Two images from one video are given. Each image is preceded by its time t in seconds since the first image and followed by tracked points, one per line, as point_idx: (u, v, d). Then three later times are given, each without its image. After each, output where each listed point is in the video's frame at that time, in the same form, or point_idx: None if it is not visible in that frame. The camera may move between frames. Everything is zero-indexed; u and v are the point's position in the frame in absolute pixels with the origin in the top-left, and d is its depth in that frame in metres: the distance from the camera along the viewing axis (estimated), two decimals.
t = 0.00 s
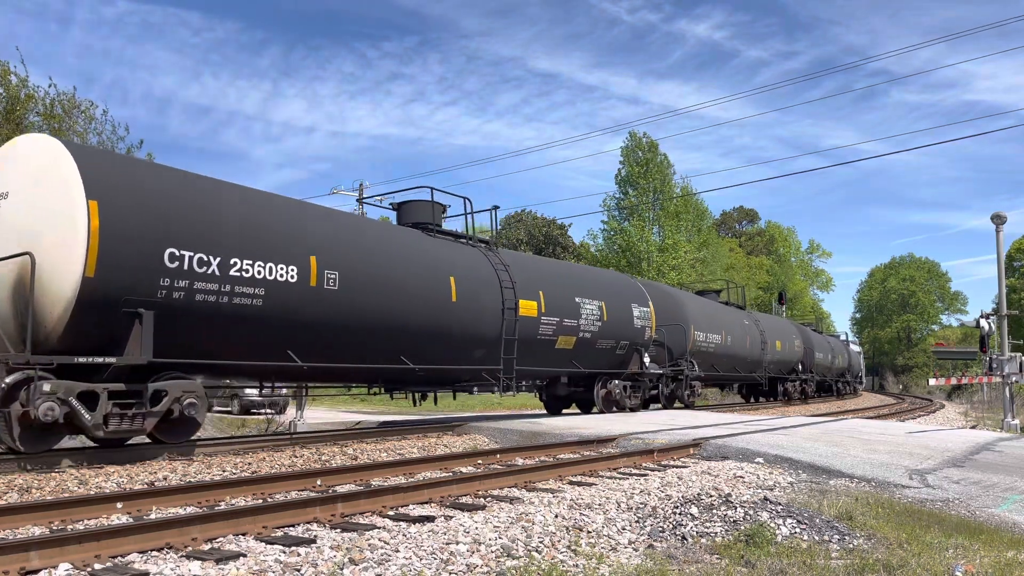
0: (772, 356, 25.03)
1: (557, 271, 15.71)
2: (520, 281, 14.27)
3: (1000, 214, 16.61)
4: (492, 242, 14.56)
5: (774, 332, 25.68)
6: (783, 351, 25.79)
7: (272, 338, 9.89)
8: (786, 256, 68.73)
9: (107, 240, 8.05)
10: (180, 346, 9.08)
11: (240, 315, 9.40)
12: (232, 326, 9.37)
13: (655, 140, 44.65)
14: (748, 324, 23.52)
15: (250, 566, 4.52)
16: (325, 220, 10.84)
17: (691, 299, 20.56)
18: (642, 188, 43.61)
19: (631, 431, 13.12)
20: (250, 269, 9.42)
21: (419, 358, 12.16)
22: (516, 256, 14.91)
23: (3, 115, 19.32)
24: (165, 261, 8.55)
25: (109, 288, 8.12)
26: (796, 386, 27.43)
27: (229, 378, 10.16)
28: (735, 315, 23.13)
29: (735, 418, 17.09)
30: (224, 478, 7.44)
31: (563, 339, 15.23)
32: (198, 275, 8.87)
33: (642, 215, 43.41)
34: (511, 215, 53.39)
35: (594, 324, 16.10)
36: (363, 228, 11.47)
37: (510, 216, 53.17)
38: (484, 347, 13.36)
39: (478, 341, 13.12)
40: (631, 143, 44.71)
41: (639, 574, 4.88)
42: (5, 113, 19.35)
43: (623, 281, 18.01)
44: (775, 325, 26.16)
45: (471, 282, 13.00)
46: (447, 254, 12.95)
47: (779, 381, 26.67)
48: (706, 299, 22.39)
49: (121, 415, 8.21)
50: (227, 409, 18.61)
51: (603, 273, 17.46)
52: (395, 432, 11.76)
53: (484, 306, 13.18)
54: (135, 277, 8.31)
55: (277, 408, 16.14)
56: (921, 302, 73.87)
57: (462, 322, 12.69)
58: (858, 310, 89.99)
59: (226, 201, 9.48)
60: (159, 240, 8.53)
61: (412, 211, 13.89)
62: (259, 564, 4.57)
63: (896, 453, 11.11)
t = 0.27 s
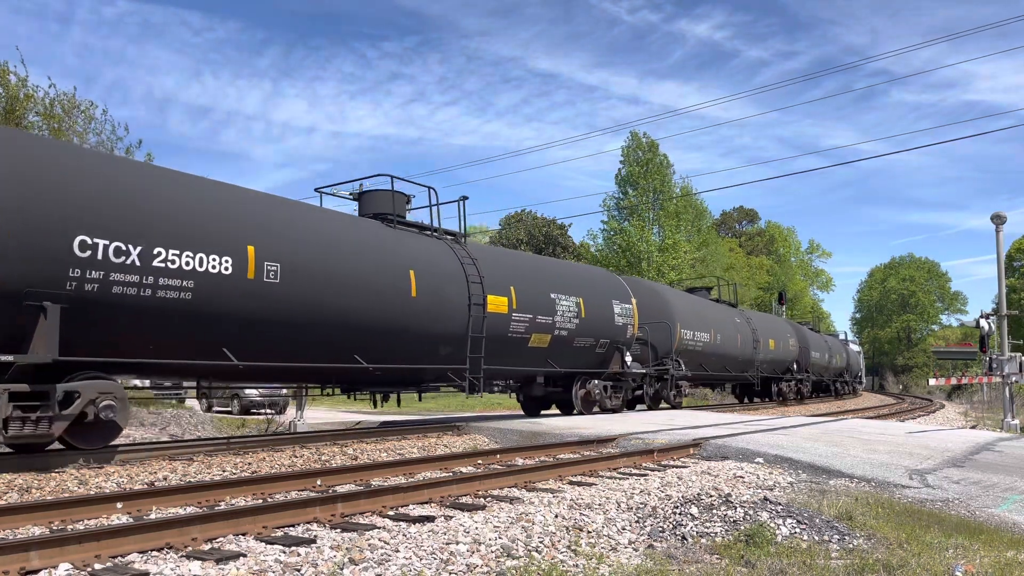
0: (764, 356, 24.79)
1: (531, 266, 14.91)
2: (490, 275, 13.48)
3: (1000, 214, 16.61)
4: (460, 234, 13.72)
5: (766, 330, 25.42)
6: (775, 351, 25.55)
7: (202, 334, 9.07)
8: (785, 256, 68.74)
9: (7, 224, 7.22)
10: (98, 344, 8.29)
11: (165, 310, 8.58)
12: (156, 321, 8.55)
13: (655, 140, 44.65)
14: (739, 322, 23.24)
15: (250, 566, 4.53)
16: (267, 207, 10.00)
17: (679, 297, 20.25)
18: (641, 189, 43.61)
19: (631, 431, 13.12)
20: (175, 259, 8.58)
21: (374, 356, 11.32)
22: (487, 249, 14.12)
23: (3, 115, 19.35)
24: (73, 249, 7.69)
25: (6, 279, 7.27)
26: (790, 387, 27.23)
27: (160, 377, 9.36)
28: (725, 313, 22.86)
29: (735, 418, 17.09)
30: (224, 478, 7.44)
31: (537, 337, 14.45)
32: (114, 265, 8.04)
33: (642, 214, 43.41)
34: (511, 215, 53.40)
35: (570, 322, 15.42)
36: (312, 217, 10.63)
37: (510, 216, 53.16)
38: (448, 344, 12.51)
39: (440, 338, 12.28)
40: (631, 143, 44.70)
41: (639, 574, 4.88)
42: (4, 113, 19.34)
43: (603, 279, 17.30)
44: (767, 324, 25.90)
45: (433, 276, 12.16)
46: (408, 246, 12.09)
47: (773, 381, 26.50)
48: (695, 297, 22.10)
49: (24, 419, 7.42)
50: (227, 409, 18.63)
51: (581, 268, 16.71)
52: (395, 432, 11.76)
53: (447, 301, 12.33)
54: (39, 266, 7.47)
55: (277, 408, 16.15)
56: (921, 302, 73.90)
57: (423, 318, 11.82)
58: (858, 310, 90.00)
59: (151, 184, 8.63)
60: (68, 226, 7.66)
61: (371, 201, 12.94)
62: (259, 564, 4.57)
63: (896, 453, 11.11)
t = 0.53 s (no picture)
0: (757, 355, 24.47)
1: (503, 261, 14.24)
2: (456, 268, 12.81)
3: (1000, 214, 16.61)
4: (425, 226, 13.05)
5: (759, 329, 25.11)
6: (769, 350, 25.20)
7: (123, 330, 8.41)
8: (786, 256, 68.75)
9: None
10: (6, 339, 7.69)
11: (77, 305, 7.92)
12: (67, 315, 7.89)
13: (655, 140, 44.63)
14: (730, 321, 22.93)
15: (250, 566, 4.52)
16: (201, 194, 9.33)
17: (667, 294, 19.94)
18: (641, 189, 43.62)
19: (631, 431, 13.12)
20: (89, 248, 7.93)
21: (323, 354, 10.64)
22: (454, 243, 13.46)
23: (2, 115, 19.35)
24: None
25: None
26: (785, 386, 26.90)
27: (84, 376, 8.78)
28: (716, 312, 22.55)
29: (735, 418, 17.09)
30: (224, 478, 7.44)
31: (507, 335, 13.80)
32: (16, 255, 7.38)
33: (642, 215, 43.40)
34: (511, 215, 53.42)
35: (545, 319, 14.76)
36: (252, 205, 9.96)
37: (510, 216, 53.17)
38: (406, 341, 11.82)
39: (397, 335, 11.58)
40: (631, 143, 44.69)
41: (639, 574, 4.88)
42: (5, 113, 19.34)
43: (582, 273, 16.67)
44: (761, 322, 25.58)
45: (390, 269, 11.46)
46: (362, 237, 11.38)
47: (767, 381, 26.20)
48: (685, 294, 21.81)
49: None
50: (226, 409, 18.63)
51: (558, 264, 16.05)
52: (395, 432, 11.76)
53: (405, 295, 11.63)
54: None
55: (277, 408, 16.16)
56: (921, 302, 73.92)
57: (378, 314, 11.12)
58: (858, 310, 90.01)
59: (63, 168, 7.96)
60: None
61: (327, 190, 12.22)
62: (259, 564, 4.57)
63: (896, 453, 11.11)
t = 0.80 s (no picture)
0: (748, 354, 24.09)
1: (472, 255, 13.55)
2: (418, 261, 12.13)
3: (1000, 214, 16.61)
4: (386, 216, 12.37)
5: (750, 327, 24.71)
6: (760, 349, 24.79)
7: (33, 325, 7.80)
8: (786, 256, 68.77)
9: None
10: None
11: None
12: None
13: (654, 140, 44.63)
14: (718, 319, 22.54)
15: (250, 566, 4.52)
16: (126, 179, 8.66)
17: (653, 291, 19.55)
18: (641, 189, 43.63)
19: (631, 431, 13.12)
20: None
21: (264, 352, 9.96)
22: (419, 234, 12.79)
23: (2, 115, 19.34)
24: None
25: None
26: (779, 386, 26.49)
27: None
28: (704, 310, 22.16)
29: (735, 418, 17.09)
30: (224, 478, 7.44)
31: (473, 332, 13.11)
32: None
33: (642, 215, 43.41)
34: (511, 215, 53.43)
35: (518, 315, 14.13)
36: (184, 191, 9.27)
37: (510, 216, 53.18)
38: (359, 339, 11.12)
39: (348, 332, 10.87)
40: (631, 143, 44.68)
41: (639, 574, 4.88)
42: (5, 113, 19.33)
43: (559, 267, 16.04)
44: (752, 321, 25.19)
45: (342, 261, 10.75)
46: (311, 226, 10.68)
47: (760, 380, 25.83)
48: (672, 291, 21.43)
49: None
50: (226, 409, 18.64)
51: (533, 258, 15.37)
52: (395, 432, 11.77)
53: (358, 289, 10.91)
54: None
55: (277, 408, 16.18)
56: (921, 302, 73.94)
57: (326, 309, 10.40)
58: (858, 310, 90.00)
59: None
60: None
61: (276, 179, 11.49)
62: (259, 564, 4.57)
63: (896, 453, 11.11)
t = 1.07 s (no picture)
0: (740, 353, 23.60)
1: (439, 247, 12.81)
2: (376, 253, 11.37)
3: (1000, 214, 16.61)
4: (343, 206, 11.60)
5: (742, 325, 24.18)
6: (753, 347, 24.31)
7: None
8: (786, 256, 68.79)
9: None
10: None
11: None
12: None
13: (654, 140, 44.63)
14: (708, 316, 21.99)
15: (250, 566, 4.52)
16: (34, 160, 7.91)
17: (638, 288, 18.98)
18: (641, 189, 43.64)
19: (631, 431, 13.12)
20: None
21: (193, 351, 9.23)
22: (380, 226, 12.02)
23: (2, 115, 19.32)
24: None
25: None
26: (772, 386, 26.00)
27: None
28: (693, 307, 21.61)
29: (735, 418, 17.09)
30: (224, 478, 7.44)
31: (436, 329, 12.37)
32: None
33: (642, 215, 43.43)
34: (511, 215, 53.45)
35: (488, 312, 13.36)
36: (101, 173, 8.48)
37: (510, 216, 53.18)
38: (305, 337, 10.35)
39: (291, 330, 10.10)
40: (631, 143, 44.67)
41: (639, 574, 4.88)
42: (6, 113, 19.33)
43: (533, 260, 15.31)
44: (745, 319, 24.64)
45: (285, 253, 9.96)
46: (250, 216, 9.87)
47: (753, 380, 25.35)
48: (660, 287, 20.86)
49: None
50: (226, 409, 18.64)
51: (506, 251, 14.63)
52: (395, 432, 11.77)
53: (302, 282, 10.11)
54: None
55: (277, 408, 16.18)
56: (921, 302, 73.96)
57: (265, 304, 9.66)
58: (858, 310, 90.01)
59: None
60: None
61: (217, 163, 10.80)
62: (259, 564, 4.57)
63: (896, 453, 11.11)
